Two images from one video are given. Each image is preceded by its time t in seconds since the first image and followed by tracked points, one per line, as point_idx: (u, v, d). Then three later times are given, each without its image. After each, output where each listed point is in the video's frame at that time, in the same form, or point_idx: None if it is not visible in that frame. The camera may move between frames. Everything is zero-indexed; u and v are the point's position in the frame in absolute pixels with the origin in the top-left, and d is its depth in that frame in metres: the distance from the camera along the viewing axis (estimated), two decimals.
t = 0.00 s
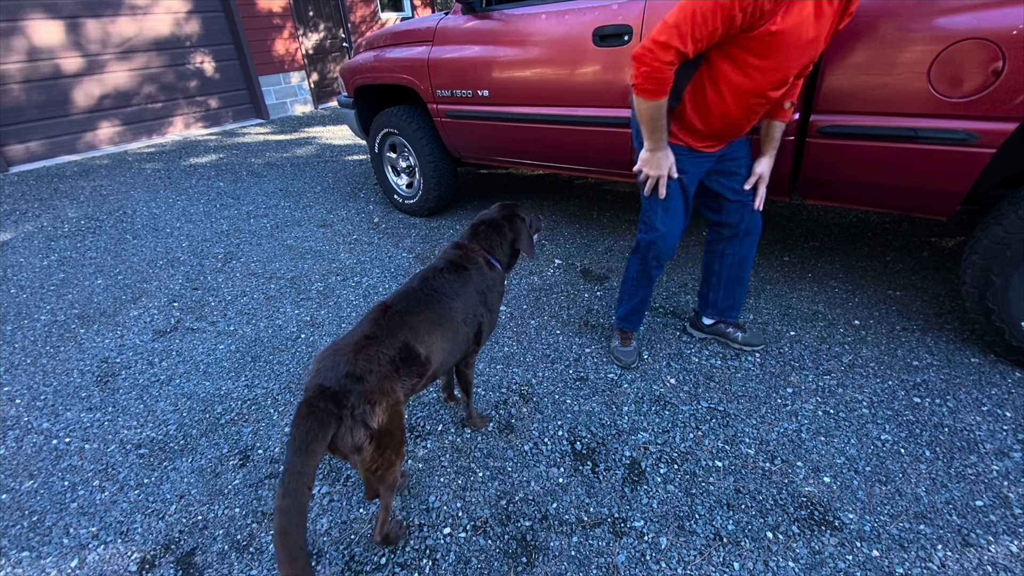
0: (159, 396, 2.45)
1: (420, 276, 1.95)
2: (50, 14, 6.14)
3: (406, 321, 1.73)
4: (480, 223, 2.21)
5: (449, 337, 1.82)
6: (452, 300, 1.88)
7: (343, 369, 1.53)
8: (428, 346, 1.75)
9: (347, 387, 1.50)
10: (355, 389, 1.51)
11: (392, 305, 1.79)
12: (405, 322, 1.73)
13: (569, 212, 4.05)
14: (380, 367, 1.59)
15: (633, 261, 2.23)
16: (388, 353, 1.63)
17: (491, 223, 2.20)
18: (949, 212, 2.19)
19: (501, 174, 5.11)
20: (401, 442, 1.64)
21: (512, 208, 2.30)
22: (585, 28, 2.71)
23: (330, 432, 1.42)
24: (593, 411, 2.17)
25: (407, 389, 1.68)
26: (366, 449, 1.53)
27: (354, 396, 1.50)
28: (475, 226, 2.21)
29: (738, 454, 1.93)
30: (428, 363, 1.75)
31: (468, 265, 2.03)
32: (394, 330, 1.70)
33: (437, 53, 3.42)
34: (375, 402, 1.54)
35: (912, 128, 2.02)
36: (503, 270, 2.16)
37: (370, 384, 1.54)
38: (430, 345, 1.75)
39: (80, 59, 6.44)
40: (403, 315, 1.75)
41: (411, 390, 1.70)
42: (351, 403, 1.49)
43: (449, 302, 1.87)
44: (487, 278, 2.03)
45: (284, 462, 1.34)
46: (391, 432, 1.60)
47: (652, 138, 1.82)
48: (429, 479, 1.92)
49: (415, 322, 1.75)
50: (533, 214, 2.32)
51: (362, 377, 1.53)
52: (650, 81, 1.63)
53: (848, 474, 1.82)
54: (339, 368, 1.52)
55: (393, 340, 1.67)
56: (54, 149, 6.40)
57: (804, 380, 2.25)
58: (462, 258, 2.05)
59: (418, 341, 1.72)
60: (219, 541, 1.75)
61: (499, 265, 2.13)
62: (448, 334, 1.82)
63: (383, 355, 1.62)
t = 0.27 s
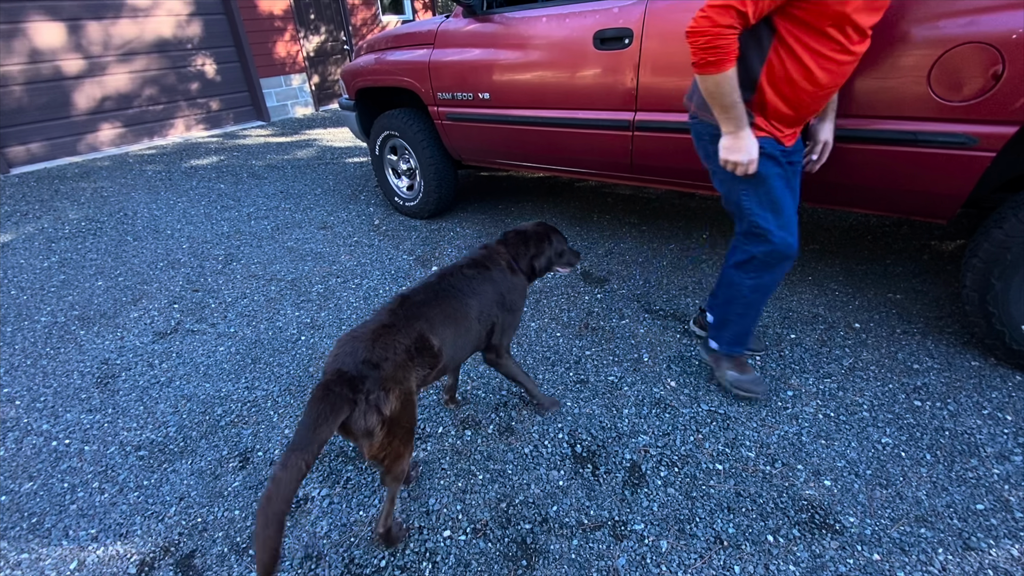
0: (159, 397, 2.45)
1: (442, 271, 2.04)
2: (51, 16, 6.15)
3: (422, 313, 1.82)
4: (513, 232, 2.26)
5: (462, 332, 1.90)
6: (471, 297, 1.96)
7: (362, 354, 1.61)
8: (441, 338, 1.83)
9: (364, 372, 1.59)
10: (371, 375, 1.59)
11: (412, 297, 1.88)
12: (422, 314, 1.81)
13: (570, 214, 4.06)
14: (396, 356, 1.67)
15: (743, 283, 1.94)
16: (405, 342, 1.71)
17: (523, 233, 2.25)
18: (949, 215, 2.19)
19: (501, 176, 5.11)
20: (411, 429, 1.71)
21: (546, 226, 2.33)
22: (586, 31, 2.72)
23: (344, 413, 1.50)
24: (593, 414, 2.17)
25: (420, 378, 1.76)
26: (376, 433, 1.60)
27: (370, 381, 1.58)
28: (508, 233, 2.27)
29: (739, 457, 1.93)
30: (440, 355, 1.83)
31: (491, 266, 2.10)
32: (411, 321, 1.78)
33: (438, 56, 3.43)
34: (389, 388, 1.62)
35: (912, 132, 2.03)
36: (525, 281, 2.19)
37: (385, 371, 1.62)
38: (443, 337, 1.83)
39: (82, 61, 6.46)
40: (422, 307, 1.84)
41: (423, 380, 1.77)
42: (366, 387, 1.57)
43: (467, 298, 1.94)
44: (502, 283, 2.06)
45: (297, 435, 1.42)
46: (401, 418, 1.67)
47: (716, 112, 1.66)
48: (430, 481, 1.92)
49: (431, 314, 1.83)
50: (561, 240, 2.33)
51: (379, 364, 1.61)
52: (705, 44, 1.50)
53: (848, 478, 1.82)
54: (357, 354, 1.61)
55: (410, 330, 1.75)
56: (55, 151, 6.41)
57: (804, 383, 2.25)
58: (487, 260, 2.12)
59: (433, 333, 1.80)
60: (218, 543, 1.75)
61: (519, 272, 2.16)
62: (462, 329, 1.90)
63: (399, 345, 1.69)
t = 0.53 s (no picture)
0: (158, 400, 2.45)
1: (498, 267, 2.07)
2: (53, 18, 6.17)
3: (464, 299, 1.86)
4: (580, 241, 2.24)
5: (504, 324, 1.89)
6: (520, 295, 1.96)
7: (398, 327, 1.70)
8: (481, 326, 1.83)
9: (398, 345, 1.66)
10: (404, 349, 1.66)
11: (460, 284, 1.93)
12: (465, 300, 1.85)
13: (570, 217, 4.06)
14: (429, 336, 1.72)
15: (820, 324, 1.79)
16: (443, 324, 1.76)
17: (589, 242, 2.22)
18: (950, 219, 2.19)
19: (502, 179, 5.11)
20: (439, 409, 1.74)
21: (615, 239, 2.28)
22: (586, 35, 2.72)
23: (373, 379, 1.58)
24: (593, 417, 2.17)
25: (455, 364, 1.78)
26: (402, 407, 1.64)
27: (400, 353, 1.65)
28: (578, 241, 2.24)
29: (739, 461, 1.92)
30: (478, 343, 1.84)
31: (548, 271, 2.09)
32: (450, 305, 1.82)
33: (438, 59, 3.44)
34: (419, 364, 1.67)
35: (912, 136, 2.02)
36: (583, 294, 2.13)
37: (416, 347, 1.68)
38: (483, 326, 1.83)
39: (83, 63, 6.47)
40: (466, 295, 1.88)
41: (458, 366, 1.79)
42: (397, 359, 1.64)
43: (516, 295, 1.95)
44: (555, 287, 2.05)
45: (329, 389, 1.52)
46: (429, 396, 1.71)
47: (831, 147, 1.39)
48: (429, 485, 1.92)
49: (474, 302, 1.86)
50: (633, 254, 2.24)
51: (412, 340, 1.68)
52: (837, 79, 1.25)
53: (849, 482, 1.81)
54: (396, 327, 1.70)
55: (448, 314, 1.79)
56: (55, 152, 6.42)
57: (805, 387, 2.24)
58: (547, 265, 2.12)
59: (473, 320, 1.82)
60: (217, 547, 1.74)
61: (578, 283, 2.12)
62: (507, 323, 1.89)
63: (434, 326, 1.74)
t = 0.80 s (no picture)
0: (157, 403, 2.45)
1: (551, 266, 2.04)
2: (55, 21, 6.18)
3: (509, 295, 1.86)
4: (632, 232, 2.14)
5: (547, 321, 1.85)
6: (570, 296, 1.92)
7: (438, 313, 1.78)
8: (523, 321, 1.83)
9: (434, 329, 1.74)
10: (440, 335, 1.73)
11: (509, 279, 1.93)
12: (509, 296, 1.85)
13: (570, 220, 4.06)
14: (465, 327, 1.75)
15: (825, 334, 1.81)
16: (485, 317, 1.79)
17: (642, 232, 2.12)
18: (949, 223, 2.19)
19: (502, 182, 5.12)
20: (476, 396, 1.78)
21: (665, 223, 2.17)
22: (586, 39, 2.73)
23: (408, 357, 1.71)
24: (593, 421, 2.16)
25: (496, 356, 1.80)
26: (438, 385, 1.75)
27: (435, 339, 1.73)
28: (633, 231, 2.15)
29: (739, 466, 1.92)
30: (522, 337, 1.83)
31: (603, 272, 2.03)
32: (493, 298, 1.84)
33: (439, 63, 3.45)
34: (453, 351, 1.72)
35: (912, 140, 2.02)
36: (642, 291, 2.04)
37: (451, 335, 1.73)
38: (524, 321, 1.83)
39: (84, 66, 6.48)
40: (512, 290, 1.87)
41: (500, 357, 1.81)
42: (433, 343, 1.73)
43: (566, 295, 1.91)
44: (613, 294, 1.98)
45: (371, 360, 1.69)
46: (466, 384, 1.75)
47: (1003, 135, 1.32)
48: (428, 489, 1.91)
49: (519, 298, 1.85)
50: (693, 233, 2.15)
51: (447, 327, 1.74)
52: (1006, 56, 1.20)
53: (849, 487, 1.81)
54: (436, 313, 1.79)
55: (489, 307, 1.81)
56: (56, 155, 6.43)
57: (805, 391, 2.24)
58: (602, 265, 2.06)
59: (515, 315, 1.82)
60: (216, 551, 1.74)
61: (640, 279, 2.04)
62: (553, 324, 1.86)
63: (471, 316, 1.77)
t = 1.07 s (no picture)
0: (156, 407, 2.44)
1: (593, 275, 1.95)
2: (56, 24, 6.20)
3: (547, 303, 1.82)
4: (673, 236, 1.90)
5: (582, 333, 1.80)
6: (608, 308, 1.82)
7: (473, 313, 1.79)
8: (559, 331, 1.78)
9: (464, 329, 1.76)
10: (471, 336, 1.74)
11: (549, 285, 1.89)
12: (546, 305, 1.81)
13: (570, 224, 4.06)
14: (496, 332, 1.74)
15: (814, 339, 1.83)
16: (518, 322, 1.76)
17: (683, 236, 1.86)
18: (947, 229, 2.19)
19: (501, 185, 5.12)
20: (499, 402, 1.76)
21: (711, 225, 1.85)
22: (585, 44, 2.73)
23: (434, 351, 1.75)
24: (591, 426, 2.16)
25: (526, 363, 1.78)
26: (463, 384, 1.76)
27: (464, 338, 1.74)
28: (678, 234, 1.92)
29: (738, 472, 1.92)
30: (553, 347, 1.80)
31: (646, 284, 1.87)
32: (528, 305, 1.81)
33: (438, 67, 3.45)
34: (481, 352, 1.71)
35: (909, 146, 2.02)
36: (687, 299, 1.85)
37: (481, 338, 1.73)
38: (560, 332, 1.78)
39: (85, 69, 6.49)
40: (549, 298, 1.83)
41: (527, 364, 1.79)
42: (462, 343, 1.74)
43: (604, 308, 1.82)
44: (656, 310, 1.84)
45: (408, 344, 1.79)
46: (491, 390, 1.73)
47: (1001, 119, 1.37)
48: (426, 494, 1.91)
49: (555, 307, 1.81)
50: (744, 239, 1.78)
51: (476, 328, 1.74)
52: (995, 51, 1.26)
53: (848, 493, 1.81)
54: (471, 313, 1.79)
55: (524, 314, 1.78)
56: (57, 157, 6.44)
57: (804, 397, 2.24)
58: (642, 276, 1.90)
59: (550, 325, 1.78)
60: (213, 557, 1.74)
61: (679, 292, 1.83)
62: (586, 336, 1.80)
63: (503, 321, 1.75)
